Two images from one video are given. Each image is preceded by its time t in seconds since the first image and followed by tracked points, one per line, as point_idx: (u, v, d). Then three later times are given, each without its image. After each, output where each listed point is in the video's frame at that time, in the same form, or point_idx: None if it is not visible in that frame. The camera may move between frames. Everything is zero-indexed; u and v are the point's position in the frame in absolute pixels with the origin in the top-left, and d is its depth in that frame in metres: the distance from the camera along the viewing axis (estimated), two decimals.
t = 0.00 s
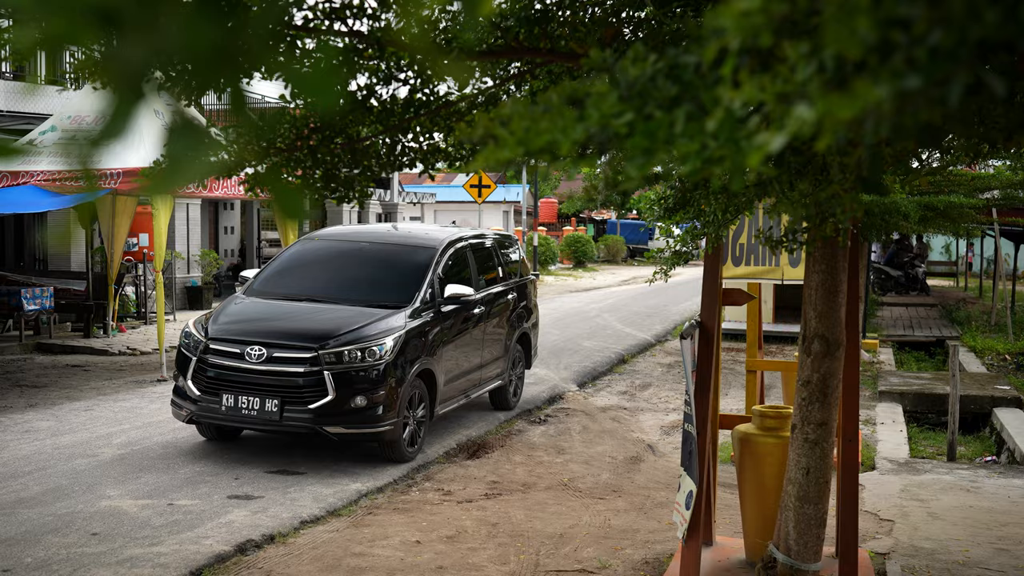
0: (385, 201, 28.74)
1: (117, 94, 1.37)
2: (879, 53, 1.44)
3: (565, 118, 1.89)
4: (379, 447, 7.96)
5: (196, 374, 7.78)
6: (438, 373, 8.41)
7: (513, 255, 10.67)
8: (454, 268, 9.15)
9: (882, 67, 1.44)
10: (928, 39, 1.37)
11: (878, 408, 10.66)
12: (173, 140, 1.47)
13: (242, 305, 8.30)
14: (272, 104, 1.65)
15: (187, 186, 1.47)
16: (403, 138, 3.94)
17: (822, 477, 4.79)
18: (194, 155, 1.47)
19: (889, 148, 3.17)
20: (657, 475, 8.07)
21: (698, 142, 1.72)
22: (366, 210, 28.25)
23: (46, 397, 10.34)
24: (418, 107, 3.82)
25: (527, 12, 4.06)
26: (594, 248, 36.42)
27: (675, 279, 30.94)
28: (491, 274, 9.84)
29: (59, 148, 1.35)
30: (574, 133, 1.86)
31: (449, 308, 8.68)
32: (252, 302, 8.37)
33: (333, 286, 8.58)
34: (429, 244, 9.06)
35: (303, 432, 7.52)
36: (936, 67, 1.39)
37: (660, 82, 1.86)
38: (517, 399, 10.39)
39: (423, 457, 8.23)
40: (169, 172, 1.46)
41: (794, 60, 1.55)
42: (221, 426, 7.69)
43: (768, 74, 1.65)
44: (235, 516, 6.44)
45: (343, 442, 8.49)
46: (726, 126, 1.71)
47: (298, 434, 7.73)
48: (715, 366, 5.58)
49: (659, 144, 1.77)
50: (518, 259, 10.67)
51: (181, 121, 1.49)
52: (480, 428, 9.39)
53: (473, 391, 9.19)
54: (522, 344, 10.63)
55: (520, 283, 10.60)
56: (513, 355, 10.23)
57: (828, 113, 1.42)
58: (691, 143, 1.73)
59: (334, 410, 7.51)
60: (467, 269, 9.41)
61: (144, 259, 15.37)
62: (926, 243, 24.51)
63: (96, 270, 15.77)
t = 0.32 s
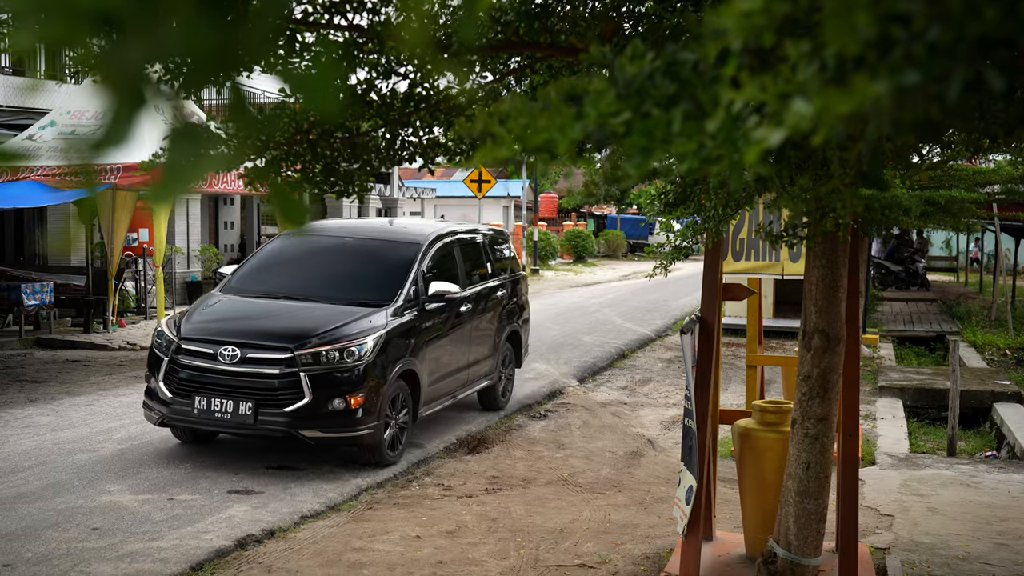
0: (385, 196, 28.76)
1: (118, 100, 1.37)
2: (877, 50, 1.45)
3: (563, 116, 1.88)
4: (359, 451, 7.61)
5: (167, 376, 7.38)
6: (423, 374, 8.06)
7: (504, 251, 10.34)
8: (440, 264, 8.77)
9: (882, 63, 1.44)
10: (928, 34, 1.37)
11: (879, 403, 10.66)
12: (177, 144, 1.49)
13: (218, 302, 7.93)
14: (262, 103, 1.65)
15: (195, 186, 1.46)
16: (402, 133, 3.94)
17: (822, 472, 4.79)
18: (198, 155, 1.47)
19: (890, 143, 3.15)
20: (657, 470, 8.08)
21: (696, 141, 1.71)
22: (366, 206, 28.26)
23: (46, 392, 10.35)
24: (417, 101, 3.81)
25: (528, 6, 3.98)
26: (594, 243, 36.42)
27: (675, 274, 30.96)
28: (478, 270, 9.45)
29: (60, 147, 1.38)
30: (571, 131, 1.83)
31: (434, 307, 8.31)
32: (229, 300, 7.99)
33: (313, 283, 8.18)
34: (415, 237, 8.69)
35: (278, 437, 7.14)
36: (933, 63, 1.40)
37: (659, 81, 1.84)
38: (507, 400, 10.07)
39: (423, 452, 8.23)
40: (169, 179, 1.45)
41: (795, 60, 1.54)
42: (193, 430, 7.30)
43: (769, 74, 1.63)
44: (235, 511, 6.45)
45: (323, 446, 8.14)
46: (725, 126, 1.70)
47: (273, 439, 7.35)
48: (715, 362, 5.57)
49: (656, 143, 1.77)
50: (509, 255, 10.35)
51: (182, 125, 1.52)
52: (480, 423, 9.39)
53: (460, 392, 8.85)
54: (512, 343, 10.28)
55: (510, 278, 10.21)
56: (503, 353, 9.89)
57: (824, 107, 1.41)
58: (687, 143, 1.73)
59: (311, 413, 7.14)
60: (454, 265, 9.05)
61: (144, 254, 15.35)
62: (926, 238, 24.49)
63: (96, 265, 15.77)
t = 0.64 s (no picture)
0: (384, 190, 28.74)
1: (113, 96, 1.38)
2: (877, 43, 1.42)
3: (568, 118, 1.87)
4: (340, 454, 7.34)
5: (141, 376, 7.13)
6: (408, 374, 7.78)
7: (497, 248, 10.03)
8: (427, 261, 8.48)
9: (882, 57, 1.43)
10: (928, 29, 1.36)
11: (879, 398, 10.67)
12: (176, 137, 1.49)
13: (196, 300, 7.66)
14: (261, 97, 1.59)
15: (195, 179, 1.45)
16: (403, 128, 3.93)
17: (822, 467, 4.78)
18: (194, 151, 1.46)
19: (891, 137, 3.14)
20: (657, 465, 8.08)
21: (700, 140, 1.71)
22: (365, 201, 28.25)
23: (46, 387, 10.35)
24: (417, 96, 3.82)
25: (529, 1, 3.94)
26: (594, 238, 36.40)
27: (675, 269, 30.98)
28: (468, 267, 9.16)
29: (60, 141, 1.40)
30: (578, 133, 1.84)
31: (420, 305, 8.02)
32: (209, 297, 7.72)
33: (295, 281, 7.88)
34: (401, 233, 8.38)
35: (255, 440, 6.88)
36: (933, 57, 1.39)
37: (663, 80, 1.84)
38: (496, 399, 9.78)
39: (424, 447, 8.23)
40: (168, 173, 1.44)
41: (796, 54, 1.53)
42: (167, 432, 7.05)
43: (771, 69, 1.63)
44: (235, 506, 6.45)
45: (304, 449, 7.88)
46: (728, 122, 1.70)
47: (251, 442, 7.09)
48: (715, 356, 5.56)
49: (661, 142, 1.76)
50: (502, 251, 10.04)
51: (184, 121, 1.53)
52: (480, 418, 9.41)
53: (448, 392, 8.58)
54: (503, 341, 9.98)
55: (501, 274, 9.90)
56: (494, 352, 9.60)
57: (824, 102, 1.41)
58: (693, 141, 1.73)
59: (289, 415, 6.87)
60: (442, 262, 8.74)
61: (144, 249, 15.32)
62: (927, 233, 24.47)
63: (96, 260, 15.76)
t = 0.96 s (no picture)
0: (384, 186, 28.80)
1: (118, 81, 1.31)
2: (879, 37, 1.42)
3: (572, 121, 1.84)
4: (322, 456, 7.12)
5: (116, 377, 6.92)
6: (393, 374, 7.56)
7: (490, 244, 9.85)
8: (414, 257, 8.25)
9: (884, 51, 1.42)
10: (929, 23, 1.37)
11: (878, 393, 10.68)
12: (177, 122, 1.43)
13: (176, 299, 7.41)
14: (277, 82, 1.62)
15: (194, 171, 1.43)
16: (403, 124, 3.93)
17: (822, 462, 4.78)
18: (199, 141, 1.42)
19: (891, 131, 3.13)
20: (656, 460, 8.09)
21: (707, 145, 1.70)
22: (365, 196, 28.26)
23: (46, 382, 10.35)
24: (418, 92, 3.84)
25: None
26: (594, 233, 36.41)
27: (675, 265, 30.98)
28: (457, 264, 8.96)
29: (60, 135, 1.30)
30: (583, 138, 1.81)
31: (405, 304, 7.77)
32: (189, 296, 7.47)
33: (278, 278, 7.64)
34: (386, 229, 8.14)
35: (233, 443, 6.68)
36: (936, 49, 1.39)
37: (668, 83, 1.86)
38: (488, 398, 9.59)
39: (423, 442, 8.24)
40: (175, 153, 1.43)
41: (795, 47, 1.53)
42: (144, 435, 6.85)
43: (771, 63, 1.63)
44: (235, 501, 6.46)
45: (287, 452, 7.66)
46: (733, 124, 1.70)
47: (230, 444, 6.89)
48: (715, 351, 5.56)
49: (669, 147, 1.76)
50: (494, 248, 9.84)
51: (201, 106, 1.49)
52: (480, 413, 9.41)
53: (436, 392, 8.37)
54: (494, 339, 9.78)
55: (491, 270, 9.69)
56: (484, 351, 9.40)
57: (827, 95, 1.41)
58: (701, 147, 1.72)
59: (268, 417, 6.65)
60: (429, 259, 8.52)
61: (145, 245, 15.32)
62: (927, 228, 24.47)
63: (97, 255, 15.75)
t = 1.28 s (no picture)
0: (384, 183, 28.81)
1: (124, 74, 1.30)
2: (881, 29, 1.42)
3: (570, 117, 1.84)
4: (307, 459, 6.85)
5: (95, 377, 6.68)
6: (382, 374, 7.31)
7: (483, 242, 9.70)
8: (404, 253, 8.02)
9: (886, 45, 1.42)
10: (931, 16, 1.37)
11: (878, 389, 10.68)
12: (183, 113, 1.44)
13: (156, 297, 7.16)
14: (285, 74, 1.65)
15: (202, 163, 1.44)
16: (403, 120, 3.94)
17: (822, 459, 4.78)
18: (199, 137, 1.42)
19: (893, 126, 3.09)
20: (656, 456, 8.09)
21: (705, 142, 1.71)
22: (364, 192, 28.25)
23: (46, 378, 10.35)
24: (418, 88, 3.81)
25: None
26: (594, 229, 36.40)
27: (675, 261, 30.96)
28: (449, 262, 8.74)
29: (64, 129, 1.31)
30: (580, 134, 1.81)
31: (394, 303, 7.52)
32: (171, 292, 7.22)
33: (263, 274, 7.39)
34: (375, 225, 7.87)
35: (216, 445, 6.43)
36: (938, 44, 1.39)
37: (666, 79, 1.84)
38: (479, 399, 9.37)
39: (424, 438, 8.23)
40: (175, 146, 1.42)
41: (797, 41, 1.53)
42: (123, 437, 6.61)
43: (772, 57, 1.63)
44: (235, 498, 6.45)
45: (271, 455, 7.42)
46: (733, 121, 1.70)
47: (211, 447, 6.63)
48: (715, 348, 5.56)
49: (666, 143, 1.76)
50: (487, 246, 9.68)
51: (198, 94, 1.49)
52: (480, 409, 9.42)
53: (426, 392, 8.15)
54: (486, 338, 9.56)
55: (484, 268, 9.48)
56: (476, 350, 9.17)
57: (830, 88, 1.40)
58: (698, 144, 1.72)
59: (250, 419, 6.40)
60: (420, 256, 8.28)
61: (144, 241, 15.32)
62: (927, 224, 24.47)
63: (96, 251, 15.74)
